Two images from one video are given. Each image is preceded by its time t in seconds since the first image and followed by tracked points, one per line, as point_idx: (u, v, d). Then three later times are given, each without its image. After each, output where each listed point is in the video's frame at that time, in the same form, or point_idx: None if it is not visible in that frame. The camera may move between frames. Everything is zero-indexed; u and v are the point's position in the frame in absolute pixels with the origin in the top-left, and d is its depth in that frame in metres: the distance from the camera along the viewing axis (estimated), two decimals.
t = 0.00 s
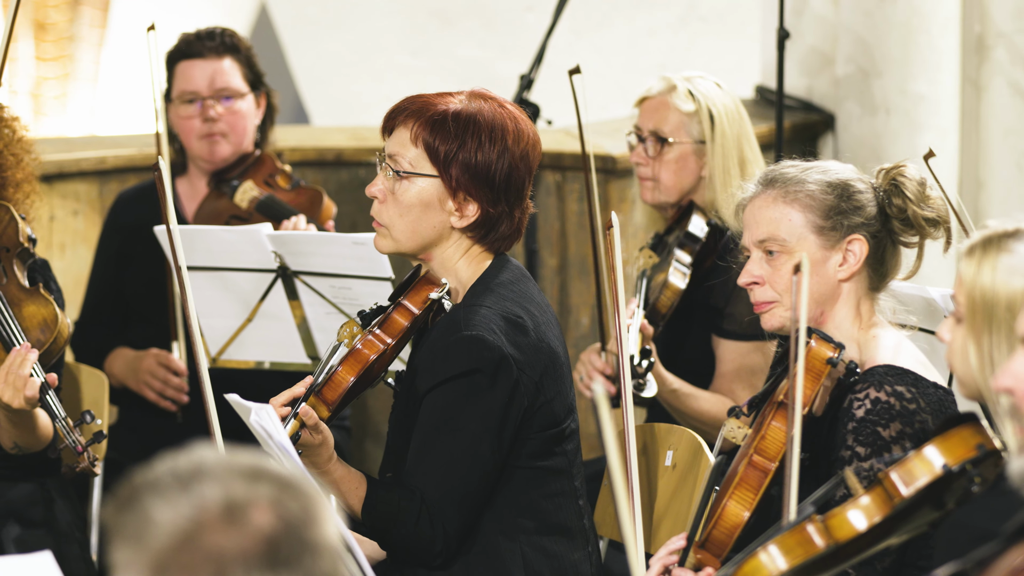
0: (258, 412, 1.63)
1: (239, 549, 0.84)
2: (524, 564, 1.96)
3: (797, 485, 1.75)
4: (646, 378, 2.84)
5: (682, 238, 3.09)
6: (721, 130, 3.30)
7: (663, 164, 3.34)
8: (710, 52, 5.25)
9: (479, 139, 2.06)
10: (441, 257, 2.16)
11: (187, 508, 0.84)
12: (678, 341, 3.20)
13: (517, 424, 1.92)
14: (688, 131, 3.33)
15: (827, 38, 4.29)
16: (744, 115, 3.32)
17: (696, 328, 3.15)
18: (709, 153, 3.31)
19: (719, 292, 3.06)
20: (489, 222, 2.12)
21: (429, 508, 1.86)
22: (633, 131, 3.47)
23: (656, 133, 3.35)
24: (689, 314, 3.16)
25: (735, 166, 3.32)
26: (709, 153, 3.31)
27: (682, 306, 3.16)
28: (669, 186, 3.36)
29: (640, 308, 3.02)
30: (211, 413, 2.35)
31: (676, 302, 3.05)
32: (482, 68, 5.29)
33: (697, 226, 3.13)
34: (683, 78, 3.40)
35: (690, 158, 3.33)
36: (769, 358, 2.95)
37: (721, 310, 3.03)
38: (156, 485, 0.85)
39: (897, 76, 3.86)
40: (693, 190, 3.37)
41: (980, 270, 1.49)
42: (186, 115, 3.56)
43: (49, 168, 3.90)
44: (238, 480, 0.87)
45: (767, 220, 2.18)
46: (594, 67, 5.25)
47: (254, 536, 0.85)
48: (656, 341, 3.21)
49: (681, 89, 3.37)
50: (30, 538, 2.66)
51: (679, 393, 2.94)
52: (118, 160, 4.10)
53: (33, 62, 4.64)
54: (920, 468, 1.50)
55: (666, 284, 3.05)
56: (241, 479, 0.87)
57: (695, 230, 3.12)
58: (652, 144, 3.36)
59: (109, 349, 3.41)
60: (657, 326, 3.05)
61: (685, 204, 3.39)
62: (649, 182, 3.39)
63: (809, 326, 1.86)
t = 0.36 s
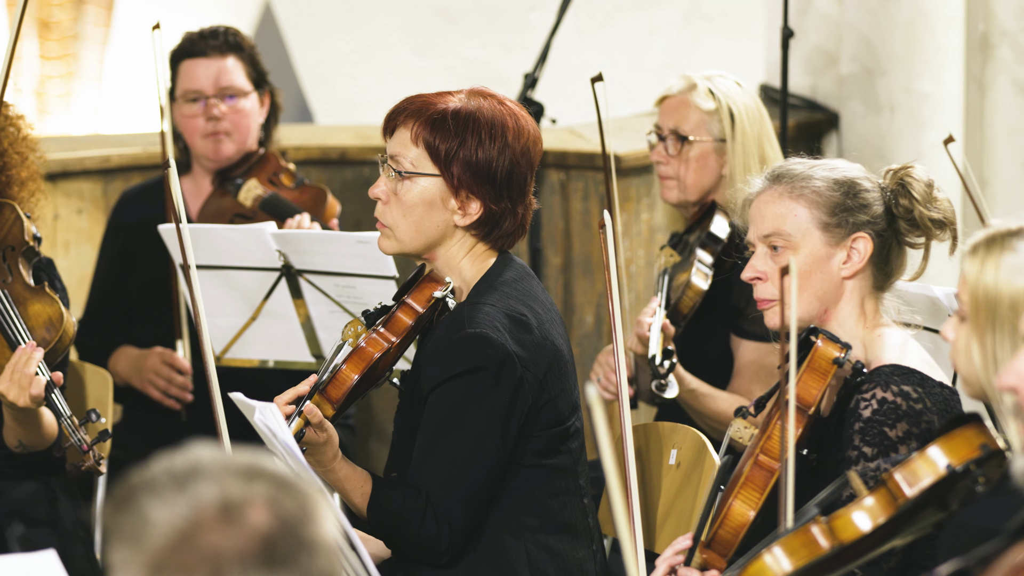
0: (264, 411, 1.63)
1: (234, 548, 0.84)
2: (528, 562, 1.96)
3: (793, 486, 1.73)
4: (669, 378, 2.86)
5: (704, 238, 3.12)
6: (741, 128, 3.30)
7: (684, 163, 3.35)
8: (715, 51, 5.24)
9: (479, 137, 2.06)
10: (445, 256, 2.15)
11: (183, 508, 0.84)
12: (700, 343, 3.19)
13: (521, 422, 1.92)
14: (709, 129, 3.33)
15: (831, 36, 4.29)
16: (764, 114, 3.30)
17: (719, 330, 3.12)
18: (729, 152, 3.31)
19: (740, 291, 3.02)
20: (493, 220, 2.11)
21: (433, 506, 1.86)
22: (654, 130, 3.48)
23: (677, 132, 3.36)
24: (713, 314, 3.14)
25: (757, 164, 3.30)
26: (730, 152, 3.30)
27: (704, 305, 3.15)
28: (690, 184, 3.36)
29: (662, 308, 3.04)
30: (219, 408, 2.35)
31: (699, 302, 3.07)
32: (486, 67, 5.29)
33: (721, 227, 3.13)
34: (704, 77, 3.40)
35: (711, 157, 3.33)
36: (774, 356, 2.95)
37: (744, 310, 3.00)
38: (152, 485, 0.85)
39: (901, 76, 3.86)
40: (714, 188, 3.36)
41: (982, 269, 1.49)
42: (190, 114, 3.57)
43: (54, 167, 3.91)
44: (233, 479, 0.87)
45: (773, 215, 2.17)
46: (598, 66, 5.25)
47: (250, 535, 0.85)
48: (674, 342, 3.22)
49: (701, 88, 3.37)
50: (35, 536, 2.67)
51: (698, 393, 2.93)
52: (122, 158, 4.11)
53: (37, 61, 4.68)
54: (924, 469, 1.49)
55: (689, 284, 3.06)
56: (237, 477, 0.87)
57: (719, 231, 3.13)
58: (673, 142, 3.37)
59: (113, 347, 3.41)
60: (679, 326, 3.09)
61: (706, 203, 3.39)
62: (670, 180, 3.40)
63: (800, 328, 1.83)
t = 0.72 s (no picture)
0: (267, 408, 1.63)
1: (233, 544, 0.84)
2: (532, 559, 1.96)
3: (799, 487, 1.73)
4: (671, 390, 2.88)
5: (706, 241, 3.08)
6: (746, 128, 3.30)
7: (687, 161, 3.34)
8: (719, 49, 5.23)
9: (480, 135, 2.06)
10: (448, 255, 2.16)
11: (183, 506, 0.84)
12: (704, 348, 3.18)
13: (525, 418, 1.92)
14: (712, 128, 3.32)
15: (836, 33, 4.28)
16: (769, 113, 3.30)
17: (722, 333, 3.13)
18: (734, 152, 3.30)
19: (743, 292, 3.03)
20: (495, 219, 2.11)
21: (437, 504, 1.86)
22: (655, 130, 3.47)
23: (680, 130, 3.35)
24: (715, 317, 3.14)
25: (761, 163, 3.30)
26: (735, 150, 3.30)
27: (706, 310, 3.15)
28: (694, 183, 3.36)
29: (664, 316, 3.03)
30: (217, 410, 2.35)
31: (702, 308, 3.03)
32: (490, 65, 5.29)
33: (721, 229, 3.11)
34: (709, 76, 3.40)
35: (714, 157, 3.32)
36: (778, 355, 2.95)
37: (746, 312, 3.01)
38: (153, 483, 0.86)
39: (905, 74, 3.85)
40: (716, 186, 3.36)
41: (983, 268, 1.48)
42: (193, 111, 3.56)
43: (57, 164, 3.91)
44: (234, 476, 0.87)
45: (773, 213, 2.17)
46: (603, 63, 5.24)
47: (250, 531, 0.85)
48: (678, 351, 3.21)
49: (706, 87, 3.35)
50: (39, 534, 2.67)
51: (701, 398, 2.92)
52: (126, 156, 4.11)
53: (41, 58, 4.65)
54: (927, 467, 1.49)
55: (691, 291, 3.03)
56: (237, 474, 0.87)
57: (720, 234, 3.10)
58: (676, 141, 3.36)
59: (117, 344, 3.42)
60: (681, 332, 3.07)
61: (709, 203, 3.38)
62: (673, 180, 3.39)
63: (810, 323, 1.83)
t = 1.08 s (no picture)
0: (270, 405, 1.63)
1: (240, 542, 0.84)
2: (536, 558, 1.96)
3: (800, 487, 1.73)
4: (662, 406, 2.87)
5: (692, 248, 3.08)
6: (728, 130, 3.30)
7: (671, 165, 3.34)
8: (722, 46, 5.23)
9: (482, 133, 2.06)
10: (452, 255, 2.16)
11: (189, 504, 0.84)
12: (691, 353, 3.18)
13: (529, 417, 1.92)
14: (694, 131, 3.32)
15: (838, 30, 4.27)
16: (750, 115, 3.31)
17: (711, 336, 3.12)
18: (716, 153, 3.30)
19: (730, 294, 3.04)
20: (499, 218, 2.11)
21: (440, 502, 1.86)
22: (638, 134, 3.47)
23: (662, 134, 3.35)
24: (704, 319, 3.13)
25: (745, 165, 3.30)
26: (718, 152, 3.29)
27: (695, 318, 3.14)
28: (677, 186, 3.35)
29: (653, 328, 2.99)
30: (228, 406, 2.35)
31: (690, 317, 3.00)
32: (493, 62, 5.28)
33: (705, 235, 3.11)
34: (689, 78, 3.39)
35: (697, 159, 3.32)
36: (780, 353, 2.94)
37: (734, 315, 3.02)
38: (159, 481, 0.86)
39: (908, 71, 3.85)
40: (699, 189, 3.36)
41: (983, 266, 1.48)
42: (198, 108, 3.58)
43: (60, 161, 3.92)
44: (240, 474, 0.87)
45: (776, 205, 2.17)
46: (606, 61, 5.25)
47: (257, 530, 0.85)
48: (668, 359, 3.21)
49: (686, 89, 3.35)
50: (41, 531, 2.68)
51: (693, 406, 2.94)
52: (129, 153, 4.12)
53: (44, 56, 4.68)
54: (930, 466, 1.49)
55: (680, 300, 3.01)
56: (243, 472, 0.87)
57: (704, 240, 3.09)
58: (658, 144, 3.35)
59: (120, 342, 3.42)
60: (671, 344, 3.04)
61: (694, 205, 3.38)
62: (657, 183, 3.38)
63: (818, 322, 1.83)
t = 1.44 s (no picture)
0: (271, 401, 1.63)
1: (241, 537, 0.84)
2: (536, 555, 1.96)
3: (801, 485, 1.73)
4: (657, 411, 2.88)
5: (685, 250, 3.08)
6: (718, 129, 3.28)
7: (663, 164, 3.34)
8: (724, 43, 5.22)
9: (484, 130, 2.06)
10: (453, 251, 2.16)
11: (190, 500, 0.84)
12: (684, 352, 3.18)
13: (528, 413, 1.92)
14: (685, 130, 3.32)
15: (840, 27, 4.26)
16: (741, 113, 3.30)
17: (705, 335, 3.12)
18: (708, 152, 3.29)
19: (724, 293, 3.04)
20: (500, 214, 2.11)
21: (440, 499, 1.86)
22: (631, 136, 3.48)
23: (653, 134, 3.35)
24: (698, 317, 3.13)
25: (736, 163, 3.30)
26: (709, 150, 3.29)
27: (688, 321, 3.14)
28: (669, 186, 3.36)
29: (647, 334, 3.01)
30: (225, 407, 2.34)
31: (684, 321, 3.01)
32: (495, 58, 5.28)
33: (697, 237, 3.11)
34: (678, 77, 3.39)
35: (688, 158, 3.32)
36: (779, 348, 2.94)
37: (728, 314, 3.01)
38: (160, 478, 0.86)
39: (910, 67, 3.84)
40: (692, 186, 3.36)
41: (981, 264, 1.48)
42: (197, 105, 3.57)
43: (61, 157, 3.92)
44: (241, 469, 0.87)
45: (783, 197, 2.17)
46: (607, 57, 5.24)
47: (258, 525, 0.85)
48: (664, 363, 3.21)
49: (676, 88, 3.35)
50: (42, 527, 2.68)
51: (689, 408, 2.94)
52: (130, 149, 4.12)
53: (45, 52, 4.68)
54: (930, 463, 1.49)
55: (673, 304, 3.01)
56: (244, 469, 0.88)
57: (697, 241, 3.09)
58: (649, 144, 3.36)
59: (121, 338, 3.43)
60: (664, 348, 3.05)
61: (687, 204, 3.38)
62: (649, 182, 3.39)
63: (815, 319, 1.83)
